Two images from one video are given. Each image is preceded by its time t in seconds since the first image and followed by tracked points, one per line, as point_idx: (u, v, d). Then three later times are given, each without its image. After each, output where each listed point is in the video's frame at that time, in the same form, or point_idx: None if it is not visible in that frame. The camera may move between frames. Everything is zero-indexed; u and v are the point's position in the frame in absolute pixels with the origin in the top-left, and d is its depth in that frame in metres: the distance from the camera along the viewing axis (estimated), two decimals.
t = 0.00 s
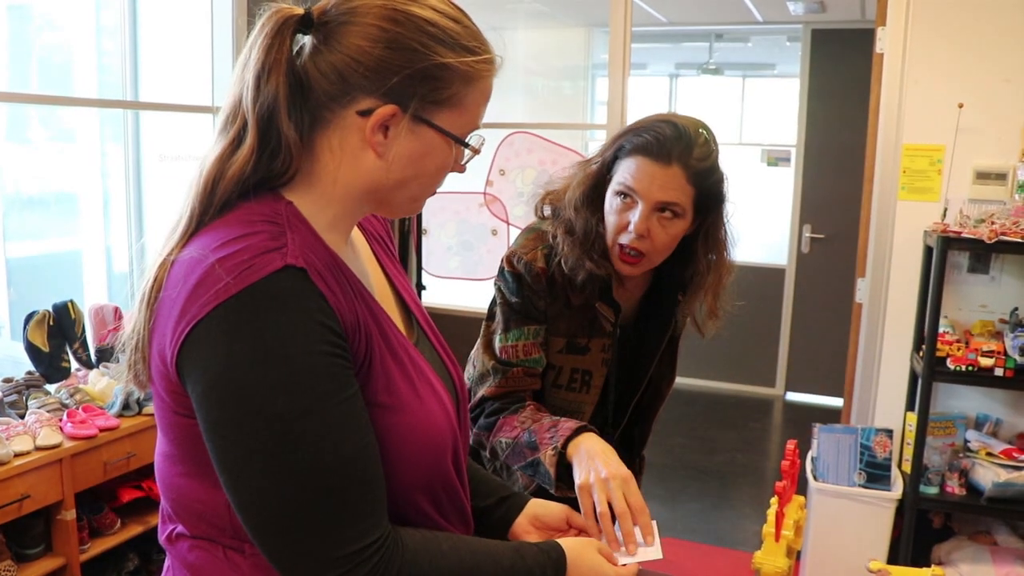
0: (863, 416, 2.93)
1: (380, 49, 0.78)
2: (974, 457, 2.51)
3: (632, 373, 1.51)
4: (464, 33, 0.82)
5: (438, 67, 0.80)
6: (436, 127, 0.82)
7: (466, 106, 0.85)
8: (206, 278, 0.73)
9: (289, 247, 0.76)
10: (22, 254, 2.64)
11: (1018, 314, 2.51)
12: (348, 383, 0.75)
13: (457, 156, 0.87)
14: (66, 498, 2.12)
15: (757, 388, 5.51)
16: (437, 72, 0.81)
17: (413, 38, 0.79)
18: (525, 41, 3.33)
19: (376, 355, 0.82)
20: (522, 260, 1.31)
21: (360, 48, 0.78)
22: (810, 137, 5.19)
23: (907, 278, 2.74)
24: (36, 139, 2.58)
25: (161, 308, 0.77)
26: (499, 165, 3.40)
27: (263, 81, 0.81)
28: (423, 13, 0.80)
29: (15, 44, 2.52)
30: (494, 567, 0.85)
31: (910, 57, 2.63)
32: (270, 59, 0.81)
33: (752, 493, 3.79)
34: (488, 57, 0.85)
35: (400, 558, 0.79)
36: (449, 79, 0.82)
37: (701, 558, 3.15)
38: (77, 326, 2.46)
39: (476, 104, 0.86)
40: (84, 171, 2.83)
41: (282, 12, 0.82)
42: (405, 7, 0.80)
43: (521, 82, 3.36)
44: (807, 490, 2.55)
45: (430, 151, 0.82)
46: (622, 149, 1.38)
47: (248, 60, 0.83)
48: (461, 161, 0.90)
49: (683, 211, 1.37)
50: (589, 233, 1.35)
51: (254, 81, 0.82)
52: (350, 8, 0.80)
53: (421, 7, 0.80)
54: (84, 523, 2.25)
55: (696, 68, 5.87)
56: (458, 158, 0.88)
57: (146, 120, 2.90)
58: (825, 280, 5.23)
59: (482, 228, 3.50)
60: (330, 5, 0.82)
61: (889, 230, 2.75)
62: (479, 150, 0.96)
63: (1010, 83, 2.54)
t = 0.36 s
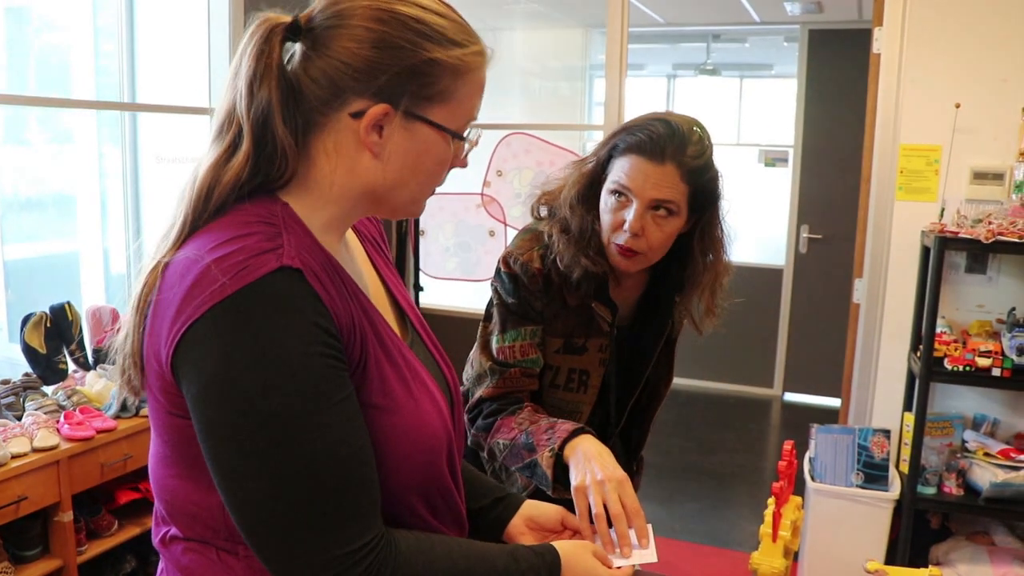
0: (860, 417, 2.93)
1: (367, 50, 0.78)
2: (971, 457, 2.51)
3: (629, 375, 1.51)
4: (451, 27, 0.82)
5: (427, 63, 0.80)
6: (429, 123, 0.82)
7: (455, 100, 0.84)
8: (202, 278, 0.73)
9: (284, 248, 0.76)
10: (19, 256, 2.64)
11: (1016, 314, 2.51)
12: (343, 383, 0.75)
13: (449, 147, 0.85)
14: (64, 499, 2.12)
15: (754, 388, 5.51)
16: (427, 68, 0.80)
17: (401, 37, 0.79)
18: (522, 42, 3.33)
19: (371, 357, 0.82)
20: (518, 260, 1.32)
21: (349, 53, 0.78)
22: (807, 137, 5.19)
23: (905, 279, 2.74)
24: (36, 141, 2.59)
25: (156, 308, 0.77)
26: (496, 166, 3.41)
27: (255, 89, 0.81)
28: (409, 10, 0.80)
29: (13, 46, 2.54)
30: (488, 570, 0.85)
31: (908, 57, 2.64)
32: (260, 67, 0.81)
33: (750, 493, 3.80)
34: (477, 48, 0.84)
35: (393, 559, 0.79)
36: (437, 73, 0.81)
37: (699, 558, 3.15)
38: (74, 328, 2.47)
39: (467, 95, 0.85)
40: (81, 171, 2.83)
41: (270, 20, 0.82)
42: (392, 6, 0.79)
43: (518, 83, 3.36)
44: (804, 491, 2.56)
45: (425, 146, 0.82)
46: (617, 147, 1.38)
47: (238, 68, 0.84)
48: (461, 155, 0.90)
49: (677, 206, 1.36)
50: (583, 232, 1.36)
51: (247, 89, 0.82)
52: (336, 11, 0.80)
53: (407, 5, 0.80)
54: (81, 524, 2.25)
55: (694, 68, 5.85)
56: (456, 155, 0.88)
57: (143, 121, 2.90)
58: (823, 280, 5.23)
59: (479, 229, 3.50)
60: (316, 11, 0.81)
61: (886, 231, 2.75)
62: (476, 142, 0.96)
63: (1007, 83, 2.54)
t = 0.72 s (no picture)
0: (858, 416, 2.93)
1: (324, 30, 0.80)
2: (969, 457, 2.51)
3: (625, 376, 1.51)
4: (416, 12, 0.81)
5: (381, 40, 0.79)
6: (387, 104, 0.80)
7: (417, 80, 0.81)
8: (188, 266, 0.72)
9: (271, 235, 0.76)
10: (19, 256, 2.64)
11: (1013, 314, 2.51)
12: (329, 369, 0.75)
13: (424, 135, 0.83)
14: (61, 499, 2.12)
15: (753, 389, 5.51)
16: (378, 46, 0.79)
17: (354, 16, 0.79)
18: (520, 41, 3.33)
19: (360, 345, 0.82)
20: (515, 259, 1.31)
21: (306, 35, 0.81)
22: (806, 137, 5.19)
23: (903, 279, 2.74)
24: (34, 141, 2.59)
25: (145, 298, 0.77)
26: (494, 165, 3.41)
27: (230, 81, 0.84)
28: None
29: (12, 45, 2.53)
30: (479, 562, 0.85)
31: (906, 57, 2.63)
32: (236, 60, 0.84)
33: (748, 493, 3.80)
34: (448, 34, 0.82)
35: (383, 547, 0.79)
36: (393, 53, 0.80)
37: (698, 559, 3.15)
38: (72, 327, 2.47)
39: (428, 80, 0.82)
40: (80, 171, 2.83)
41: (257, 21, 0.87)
42: None
43: (516, 83, 3.36)
44: (802, 490, 2.56)
45: (384, 130, 0.80)
46: (613, 143, 1.38)
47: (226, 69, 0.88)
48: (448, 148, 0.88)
49: (673, 203, 1.36)
50: (580, 231, 1.35)
51: (225, 79, 0.85)
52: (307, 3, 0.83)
53: None
54: (78, 525, 2.25)
55: (693, 68, 5.87)
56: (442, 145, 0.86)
57: (141, 121, 2.90)
58: (821, 280, 5.24)
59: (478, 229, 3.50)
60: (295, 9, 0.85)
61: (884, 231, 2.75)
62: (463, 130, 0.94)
63: (1005, 83, 2.54)
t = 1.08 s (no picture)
0: (857, 421, 2.93)
1: (333, 51, 0.78)
2: (967, 461, 2.51)
3: (623, 380, 1.50)
4: (421, 33, 0.80)
5: (389, 64, 0.79)
6: (395, 125, 0.80)
7: (424, 100, 0.82)
8: (190, 265, 0.72)
9: (271, 236, 0.76)
10: (17, 256, 2.64)
11: (1011, 318, 2.51)
12: (327, 368, 0.75)
13: (424, 153, 0.84)
14: (58, 502, 2.12)
15: (751, 392, 5.51)
16: (387, 71, 0.79)
17: (364, 38, 0.78)
18: (519, 44, 3.33)
19: (357, 345, 0.82)
20: (510, 264, 1.32)
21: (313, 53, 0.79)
22: (804, 140, 5.20)
23: (901, 283, 2.74)
24: (32, 141, 2.59)
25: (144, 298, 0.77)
26: (493, 168, 3.41)
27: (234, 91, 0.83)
28: (375, 15, 0.79)
29: (12, 45, 2.54)
30: (473, 568, 0.85)
31: (904, 61, 2.63)
32: (239, 70, 0.83)
33: (746, 496, 3.79)
34: (449, 54, 0.82)
35: (377, 547, 0.79)
36: (401, 76, 0.80)
37: (696, 562, 3.14)
38: (69, 331, 2.46)
39: (431, 100, 0.83)
40: (80, 172, 2.83)
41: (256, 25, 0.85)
42: (359, 9, 0.79)
43: (515, 86, 3.36)
44: (800, 494, 2.56)
45: (389, 151, 0.81)
46: (608, 147, 1.38)
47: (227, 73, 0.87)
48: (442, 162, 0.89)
49: (667, 206, 1.36)
50: (574, 235, 1.36)
51: (227, 90, 0.85)
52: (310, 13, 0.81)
53: (379, 8, 0.80)
54: (75, 527, 2.25)
55: (692, 71, 5.83)
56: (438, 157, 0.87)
57: (141, 123, 2.91)
58: (819, 282, 5.24)
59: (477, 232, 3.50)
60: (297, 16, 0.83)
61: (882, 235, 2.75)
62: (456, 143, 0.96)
63: (1002, 88, 2.54)
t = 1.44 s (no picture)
0: (856, 426, 2.92)
1: (371, 71, 0.79)
2: (968, 466, 2.51)
3: (619, 383, 1.51)
4: (442, 41, 0.83)
5: (424, 79, 0.82)
6: (423, 132, 0.84)
7: (444, 106, 0.85)
8: (198, 277, 0.72)
9: (280, 247, 0.76)
10: (16, 258, 2.63)
11: (1011, 323, 2.51)
12: (336, 381, 0.74)
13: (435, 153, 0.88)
14: (56, 507, 2.11)
15: (751, 396, 5.51)
16: (423, 84, 0.82)
17: (402, 56, 0.80)
18: (520, 48, 3.33)
19: (364, 356, 0.82)
20: (502, 270, 1.34)
21: (349, 72, 0.79)
22: (804, 144, 5.20)
23: (901, 287, 2.73)
24: (33, 144, 2.60)
25: (150, 312, 0.77)
26: (493, 172, 3.41)
27: (250, 110, 0.80)
28: (403, 28, 0.80)
29: (13, 47, 2.54)
30: None
31: (904, 65, 2.63)
32: (255, 90, 0.79)
33: (746, 501, 3.79)
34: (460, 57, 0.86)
35: (384, 558, 0.78)
36: (431, 86, 0.83)
37: (695, 566, 3.13)
38: (68, 335, 2.46)
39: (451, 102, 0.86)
40: (79, 175, 2.83)
41: (259, 39, 0.80)
42: (388, 27, 0.80)
43: (515, 89, 3.36)
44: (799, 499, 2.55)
45: (419, 156, 0.84)
46: (601, 150, 1.39)
47: (224, 87, 0.83)
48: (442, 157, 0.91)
49: (659, 206, 1.35)
50: (567, 240, 1.37)
51: (231, 105, 0.81)
52: (328, 29, 0.79)
53: (403, 22, 0.81)
54: (74, 532, 2.25)
55: (691, 75, 5.84)
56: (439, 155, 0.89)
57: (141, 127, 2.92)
58: (819, 286, 5.24)
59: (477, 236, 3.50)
60: (307, 29, 0.81)
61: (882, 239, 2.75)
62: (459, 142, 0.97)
63: (1003, 92, 2.54)
